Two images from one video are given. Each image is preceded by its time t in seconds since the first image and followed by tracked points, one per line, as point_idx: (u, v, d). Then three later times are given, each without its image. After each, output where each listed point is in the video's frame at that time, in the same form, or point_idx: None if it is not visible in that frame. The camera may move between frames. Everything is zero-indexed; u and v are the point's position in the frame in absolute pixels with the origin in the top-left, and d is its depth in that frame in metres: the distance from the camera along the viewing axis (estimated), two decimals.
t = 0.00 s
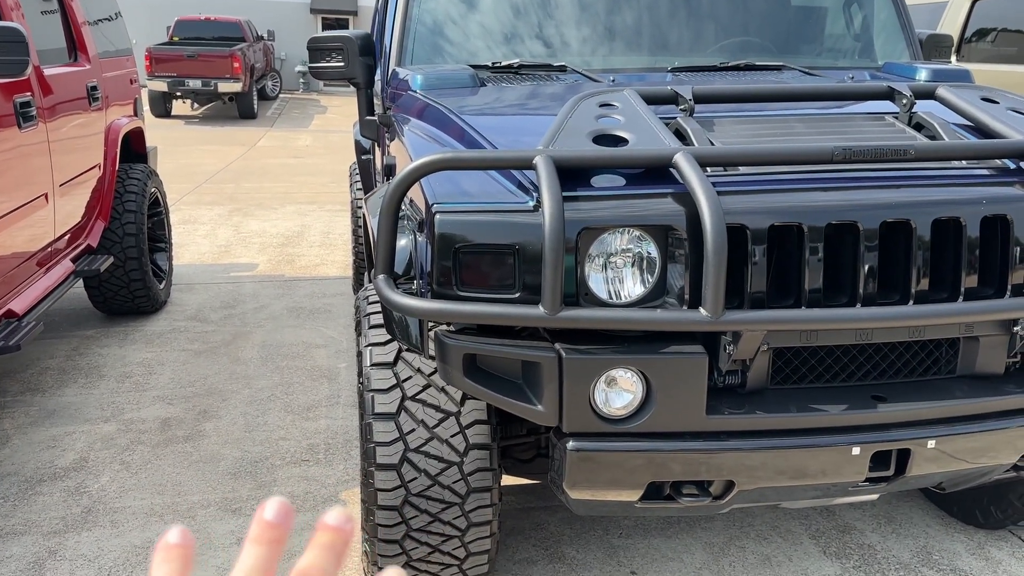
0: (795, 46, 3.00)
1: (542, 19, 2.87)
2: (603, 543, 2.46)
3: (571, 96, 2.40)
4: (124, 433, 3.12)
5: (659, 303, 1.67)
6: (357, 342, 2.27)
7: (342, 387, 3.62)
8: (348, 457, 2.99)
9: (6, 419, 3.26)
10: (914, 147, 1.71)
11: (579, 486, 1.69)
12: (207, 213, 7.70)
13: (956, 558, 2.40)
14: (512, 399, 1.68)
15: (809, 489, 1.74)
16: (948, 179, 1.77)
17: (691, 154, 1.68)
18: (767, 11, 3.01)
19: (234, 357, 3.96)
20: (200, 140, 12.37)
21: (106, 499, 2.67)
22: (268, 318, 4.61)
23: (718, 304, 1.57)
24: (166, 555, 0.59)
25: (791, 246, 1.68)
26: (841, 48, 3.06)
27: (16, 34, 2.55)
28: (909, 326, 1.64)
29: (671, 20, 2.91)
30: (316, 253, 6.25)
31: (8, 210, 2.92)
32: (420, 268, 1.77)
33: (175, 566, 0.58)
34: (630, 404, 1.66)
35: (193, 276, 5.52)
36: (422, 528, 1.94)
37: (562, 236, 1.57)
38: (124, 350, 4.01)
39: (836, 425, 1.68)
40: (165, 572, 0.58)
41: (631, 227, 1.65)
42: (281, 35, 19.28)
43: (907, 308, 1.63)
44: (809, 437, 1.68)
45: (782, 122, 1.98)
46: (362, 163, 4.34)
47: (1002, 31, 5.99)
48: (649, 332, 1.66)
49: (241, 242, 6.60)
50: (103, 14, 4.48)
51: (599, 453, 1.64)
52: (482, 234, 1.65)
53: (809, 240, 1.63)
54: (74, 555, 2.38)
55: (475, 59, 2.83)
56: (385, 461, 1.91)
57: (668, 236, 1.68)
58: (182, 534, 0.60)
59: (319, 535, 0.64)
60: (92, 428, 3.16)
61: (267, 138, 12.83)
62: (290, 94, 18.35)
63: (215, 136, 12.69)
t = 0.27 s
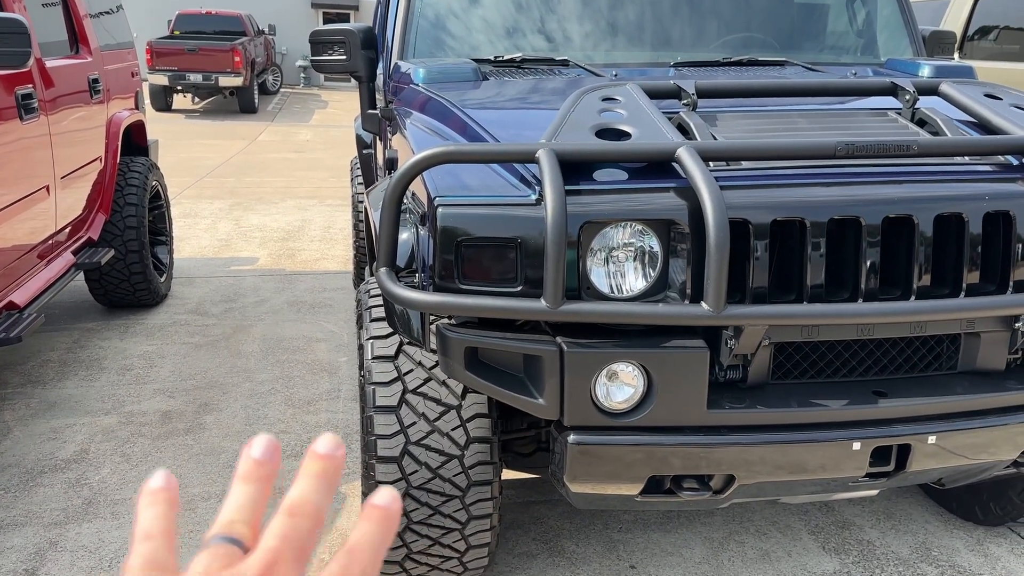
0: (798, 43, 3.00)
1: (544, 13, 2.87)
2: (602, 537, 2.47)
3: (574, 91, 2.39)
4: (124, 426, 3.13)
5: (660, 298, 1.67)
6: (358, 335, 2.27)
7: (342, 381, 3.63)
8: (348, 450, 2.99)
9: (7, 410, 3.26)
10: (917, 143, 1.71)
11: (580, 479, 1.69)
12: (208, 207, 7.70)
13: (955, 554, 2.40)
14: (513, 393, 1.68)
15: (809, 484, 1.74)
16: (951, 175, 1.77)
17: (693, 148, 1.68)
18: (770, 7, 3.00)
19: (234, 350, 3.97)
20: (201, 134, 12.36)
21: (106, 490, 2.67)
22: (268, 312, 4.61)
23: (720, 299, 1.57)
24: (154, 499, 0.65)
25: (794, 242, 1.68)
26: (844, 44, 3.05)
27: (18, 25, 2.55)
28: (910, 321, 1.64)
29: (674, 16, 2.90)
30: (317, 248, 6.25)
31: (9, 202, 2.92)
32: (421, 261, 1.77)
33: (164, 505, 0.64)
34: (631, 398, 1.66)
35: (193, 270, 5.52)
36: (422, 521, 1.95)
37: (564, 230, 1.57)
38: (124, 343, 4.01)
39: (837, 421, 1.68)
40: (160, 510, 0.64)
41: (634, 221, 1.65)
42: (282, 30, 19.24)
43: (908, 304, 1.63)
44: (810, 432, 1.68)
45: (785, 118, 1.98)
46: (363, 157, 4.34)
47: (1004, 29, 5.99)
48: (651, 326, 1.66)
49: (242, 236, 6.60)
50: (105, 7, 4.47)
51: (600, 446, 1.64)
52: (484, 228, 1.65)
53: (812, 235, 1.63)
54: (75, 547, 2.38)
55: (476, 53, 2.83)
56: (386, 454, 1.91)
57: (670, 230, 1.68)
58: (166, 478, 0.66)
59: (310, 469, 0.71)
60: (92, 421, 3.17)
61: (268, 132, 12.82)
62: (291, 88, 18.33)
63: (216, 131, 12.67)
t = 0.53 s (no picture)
0: (804, 39, 2.99)
1: (550, 7, 2.86)
2: (605, 532, 2.47)
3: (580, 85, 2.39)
4: (128, 417, 3.13)
5: (666, 293, 1.67)
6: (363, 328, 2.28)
7: (345, 374, 3.63)
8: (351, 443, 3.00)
9: (10, 401, 3.26)
10: (924, 140, 1.70)
11: (584, 475, 1.69)
12: (211, 199, 7.70)
13: (957, 551, 2.41)
14: (518, 388, 1.68)
15: (812, 481, 1.74)
16: (958, 172, 1.76)
17: (700, 144, 1.68)
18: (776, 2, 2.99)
19: (237, 343, 3.97)
20: (204, 126, 12.35)
21: (109, 481, 2.68)
22: (272, 305, 4.61)
23: (726, 295, 1.57)
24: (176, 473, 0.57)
25: (800, 238, 1.68)
26: (851, 40, 3.04)
27: (24, 15, 2.55)
28: (916, 319, 1.64)
29: (679, 10, 2.89)
30: (320, 241, 6.26)
31: (13, 193, 2.92)
32: (427, 255, 1.77)
33: (184, 481, 0.56)
34: (636, 394, 1.66)
35: (196, 262, 5.52)
36: (425, 514, 1.95)
37: (570, 225, 1.57)
38: (127, 335, 4.01)
39: (841, 418, 1.68)
40: (177, 484, 0.56)
41: (640, 217, 1.64)
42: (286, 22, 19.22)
43: (914, 301, 1.63)
44: (814, 428, 1.68)
45: (792, 114, 1.97)
46: (367, 150, 4.33)
47: (1010, 26, 5.98)
48: (656, 322, 1.66)
49: (245, 229, 6.60)
50: None
51: (604, 442, 1.64)
52: (491, 222, 1.65)
53: (818, 232, 1.63)
54: (78, 537, 2.38)
55: (481, 46, 2.82)
56: (390, 447, 1.91)
57: (676, 226, 1.67)
58: (192, 456, 0.59)
59: (327, 452, 0.62)
60: (96, 412, 3.17)
61: (271, 125, 12.81)
62: (294, 81, 18.32)
63: (220, 123, 12.67)
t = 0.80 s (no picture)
0: (810, 35, 2.98)
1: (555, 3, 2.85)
2: (607, 528, 2.47)
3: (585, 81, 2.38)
4: (131, 410, 3.14)
5: (670, 290, 1.67)
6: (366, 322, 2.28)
7: (348, 368, 3.63)
8: (353, 437, 3.00)
9: (13, 393, 3.27)
10: (931, 138, 1.70)
11: (586, 470, 1.69)
12: (214, 193, 7.70)
13: (959, 550, 2.40)
14: (521, 383, 1.68)
15: (815, 479, 1.74)
16: (965, 170, 1.75)
17: (706, 140, 1.67)
18: None
19: (241, 336, 3.97)
20: (208, 120, 12.35)
21: (112, 473, 2.68)
22: (275, 298, 4.61)
23: (731, 292, 1.56)
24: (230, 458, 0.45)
25: (805, 236, 1.67)
26: (857, 37, 3.03)
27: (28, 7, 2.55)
28: (921, 317, 1.63)
29: (685, 7, 2.89)
30: (323, 235, 6.25)
31: (17, 184, 2.92)
32: (431, 250, 1.77)
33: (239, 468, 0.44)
34: (640, 390, 1.66)
35: (200, 256, 5.52)
36: (428, 509, 1.95)
37: (575, 221, 1.57)
38: (130, 327, 4.01)
39: (845, 416, 1.68)
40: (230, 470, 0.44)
41: (645, 213, 1.64)
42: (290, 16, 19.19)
43: (920, 299, 1.62)
44: (819, 426, 1.67)
45: (798, 110, 1.97)
46: (371, 145, 4.33)
47: (1016, 25, 5.95)
48: (660, 318, 1.66)
49: (248, 222, 6.60)
50: None
51: (607, 438, 1.64)
52: (495, 217, 1.65)
53: (823, 229, 1.62)
54: (80, 529, 2.38)
55: (486, 41, 2.81)
56: (393, 442, 1.91)
57: (681, 222, 1.67)
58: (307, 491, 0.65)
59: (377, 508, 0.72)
60: (99, 404, 3.18)
61: (275, 119, 12.81)
62: (298, 75, 18.31)
63: (223, 117, 12.67)
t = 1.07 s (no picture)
0: (819, 31, 2.96)
1: None
2: (610, 522, 2.48)
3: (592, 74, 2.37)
4: (135, 399, 3.14)
5: (675, 285, 1.66)
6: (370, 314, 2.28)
7: (352, 360, 3.64)
8: (356, 429, 3.00)
9: (18, 381, 3.28)
10: (939, 134, 1.69)
11: (589, 464, 1.69)
12: (220, 184, 7.71)
13: (962, 548, 2.40)
14: (524, 377, 1.68)
15: (818, 475, 1.74)
16: (974, 167, 1.74)
17: (712, 134, 1.66)
18: None
19: (245, 327, 3.98)
20: (215, 110, 12.36)
21: (116, 463, 2.69)
22: (280, 290, 4.62)
23: (736, 287, 1.56)
24: (303, 425, 0.36)
25: (811, 231, 1.67)
26: (866, 32, 3.01)
27: None
28: (927, 314, 1.63)
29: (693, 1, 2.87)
30: (328, 227, 6.26)
31: (23, 173, 2.92)
32: (436, 243, 1.77)
33: (315, 438, 0.35)
34: (643, 384, 1.66)
35: (205, 246, 5.53)
36: (430, 501, 1.96)
37: (580, 214, 1.56)
38: (135, 317, 4.02)
39: (849, 412, 1.67)
40: (297, 438, 0.35)
41: (651, 207, 1.63)
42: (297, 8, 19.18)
43: (926, 296, 1.61)
44: (823, 423, 1.67)
45: (805, 106, 1.96)
46: (377, 137, 4.33)
47: None
48: (664, 313, 1.65)
49: (254, 214, 6.61)
50: None
51: (610, 432, 1.64)
52: (499, 210, 1.64)
53: (829, 225, 1.62)
54: (84, 518, 2.39)
55: (493, 33, 2.80)
56: (396, 434, 1.92)
57: (687, 217, 1.66)
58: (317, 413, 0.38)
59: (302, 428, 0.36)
60: (103, 393, 3.19)
61: (282, 110, 12.82)
62: (305, 67, 18.30)
63: (230, 108, 12.67)
